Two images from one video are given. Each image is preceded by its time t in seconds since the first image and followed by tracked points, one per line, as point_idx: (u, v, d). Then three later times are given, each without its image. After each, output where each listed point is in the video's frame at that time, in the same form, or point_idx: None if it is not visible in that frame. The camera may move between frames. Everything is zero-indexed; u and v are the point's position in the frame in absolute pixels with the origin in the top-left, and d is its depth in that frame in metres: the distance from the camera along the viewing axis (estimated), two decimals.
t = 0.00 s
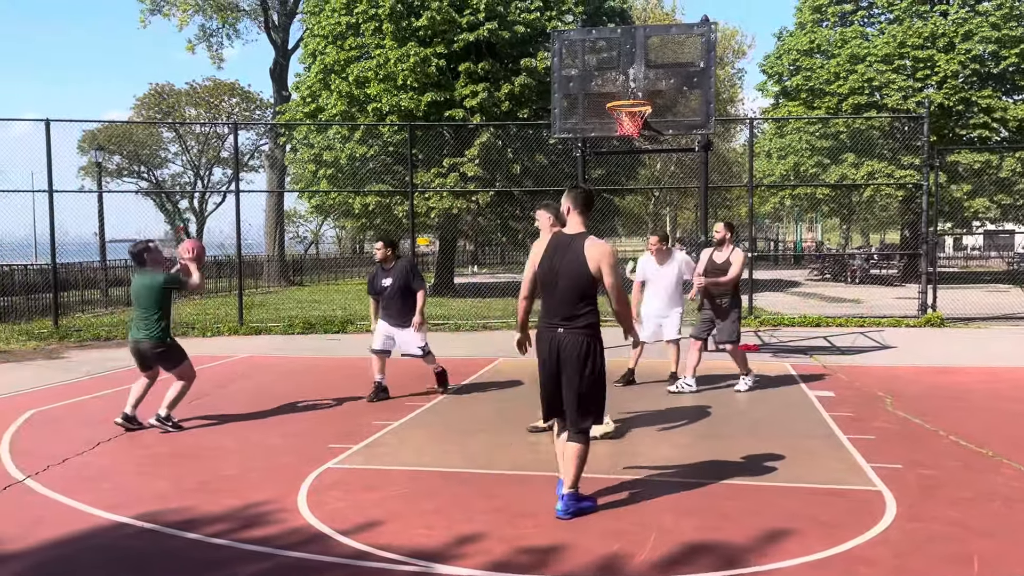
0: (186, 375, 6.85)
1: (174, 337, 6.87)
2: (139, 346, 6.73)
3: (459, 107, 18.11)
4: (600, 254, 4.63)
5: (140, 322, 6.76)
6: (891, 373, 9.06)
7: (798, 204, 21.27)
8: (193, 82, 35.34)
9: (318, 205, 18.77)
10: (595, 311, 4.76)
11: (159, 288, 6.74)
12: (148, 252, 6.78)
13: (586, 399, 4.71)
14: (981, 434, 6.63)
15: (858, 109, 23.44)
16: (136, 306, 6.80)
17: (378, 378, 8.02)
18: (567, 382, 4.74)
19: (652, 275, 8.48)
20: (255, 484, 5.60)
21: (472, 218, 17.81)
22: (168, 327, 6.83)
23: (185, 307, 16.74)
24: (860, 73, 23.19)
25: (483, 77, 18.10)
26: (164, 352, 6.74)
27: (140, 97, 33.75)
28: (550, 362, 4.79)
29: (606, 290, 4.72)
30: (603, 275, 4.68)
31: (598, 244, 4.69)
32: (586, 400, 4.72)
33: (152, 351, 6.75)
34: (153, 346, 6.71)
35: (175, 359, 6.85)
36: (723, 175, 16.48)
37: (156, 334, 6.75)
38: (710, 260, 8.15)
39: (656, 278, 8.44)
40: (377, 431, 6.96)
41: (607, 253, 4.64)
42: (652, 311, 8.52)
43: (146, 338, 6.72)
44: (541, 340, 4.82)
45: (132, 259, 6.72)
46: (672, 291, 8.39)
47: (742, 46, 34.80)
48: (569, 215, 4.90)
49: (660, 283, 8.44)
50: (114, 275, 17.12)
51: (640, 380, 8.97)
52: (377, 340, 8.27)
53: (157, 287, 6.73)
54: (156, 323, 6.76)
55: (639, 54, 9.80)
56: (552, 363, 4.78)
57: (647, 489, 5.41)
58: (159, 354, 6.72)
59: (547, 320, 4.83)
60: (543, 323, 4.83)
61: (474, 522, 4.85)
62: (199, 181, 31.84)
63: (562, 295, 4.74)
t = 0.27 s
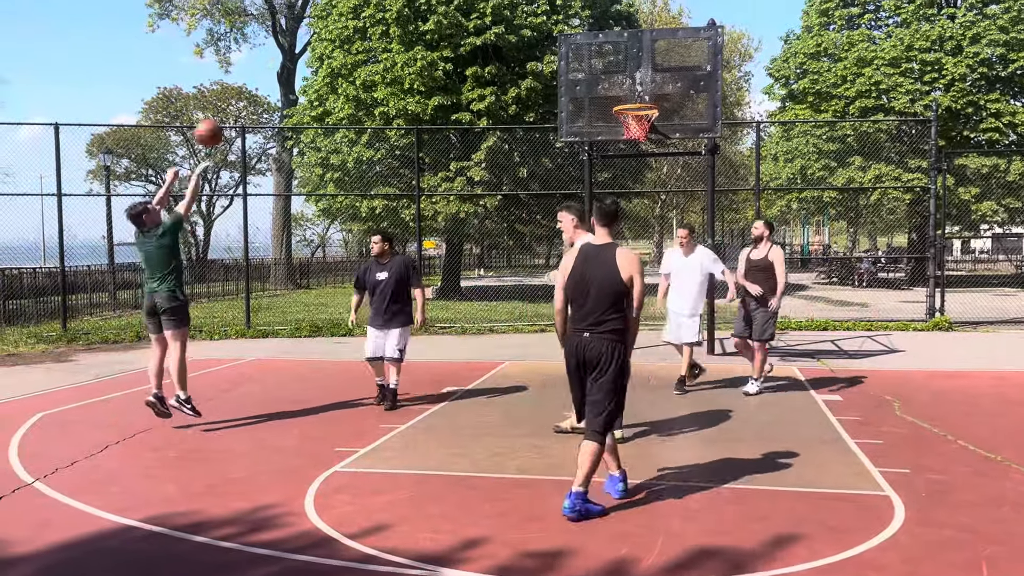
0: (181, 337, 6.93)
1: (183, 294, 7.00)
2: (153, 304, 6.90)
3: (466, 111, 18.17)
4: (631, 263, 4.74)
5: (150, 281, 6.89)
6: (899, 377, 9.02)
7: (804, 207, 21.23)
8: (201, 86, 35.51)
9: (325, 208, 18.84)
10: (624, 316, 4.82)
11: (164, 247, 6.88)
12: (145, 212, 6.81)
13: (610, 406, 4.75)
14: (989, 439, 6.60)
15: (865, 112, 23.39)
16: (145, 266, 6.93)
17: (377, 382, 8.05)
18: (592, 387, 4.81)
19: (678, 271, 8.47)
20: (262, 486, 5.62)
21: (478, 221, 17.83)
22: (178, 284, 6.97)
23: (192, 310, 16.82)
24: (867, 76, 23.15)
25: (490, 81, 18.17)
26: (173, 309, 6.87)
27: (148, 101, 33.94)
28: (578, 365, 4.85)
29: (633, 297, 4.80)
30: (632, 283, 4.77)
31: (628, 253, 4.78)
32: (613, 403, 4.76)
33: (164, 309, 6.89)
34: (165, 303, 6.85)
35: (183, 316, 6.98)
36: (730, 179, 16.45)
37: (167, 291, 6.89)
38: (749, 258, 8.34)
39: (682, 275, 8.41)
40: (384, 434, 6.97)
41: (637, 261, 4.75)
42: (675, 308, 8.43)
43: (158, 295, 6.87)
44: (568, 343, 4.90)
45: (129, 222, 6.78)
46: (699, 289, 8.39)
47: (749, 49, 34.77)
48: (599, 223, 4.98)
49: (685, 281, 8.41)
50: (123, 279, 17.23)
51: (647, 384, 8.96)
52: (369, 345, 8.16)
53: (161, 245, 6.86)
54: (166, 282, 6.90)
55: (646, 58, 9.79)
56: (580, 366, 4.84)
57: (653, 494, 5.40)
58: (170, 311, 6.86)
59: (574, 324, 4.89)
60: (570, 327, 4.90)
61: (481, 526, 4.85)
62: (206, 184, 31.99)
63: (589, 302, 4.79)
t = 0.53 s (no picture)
0: (193, 360, 6.86)
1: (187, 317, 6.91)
2: (156, 331, 6.79)
3: (466, 114, 18.21)
4: (642, 261, 4.88)
5: (153, 305, 6.83)
6: (900, 380, 9.03)
7: (805, 211, 21.24)
8: (202, 89, 35.60)
9: (326, 211, 18.87)
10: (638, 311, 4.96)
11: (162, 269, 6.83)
12: (143, 236, 6.81)
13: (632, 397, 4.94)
14: (990, 442, 6.60)
15: (866, 115, 23.41)
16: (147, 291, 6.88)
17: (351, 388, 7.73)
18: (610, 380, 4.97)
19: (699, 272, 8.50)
20: (263, 489, 5.64)
21: (479, 225, 17.87)
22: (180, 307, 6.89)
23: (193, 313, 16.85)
24: (868, 80, 23.18)
25: (491, 84, 18.21)
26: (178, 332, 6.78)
27: (150, 104, 34.03)
28: (597, 362, 4.95)
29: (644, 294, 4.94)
30: (644, 279, 4.90)
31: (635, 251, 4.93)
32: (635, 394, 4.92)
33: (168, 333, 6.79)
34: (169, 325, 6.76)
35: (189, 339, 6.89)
36: (730, 182, 16.47)
37: (170, 315, 6.80)
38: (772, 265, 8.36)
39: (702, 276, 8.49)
40: (384, 437, 6.99)
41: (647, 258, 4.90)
42: (693, 308, 8.53)
43: (162, 320, 6.78)
44: (584, 340, 5.00)
45: (128, 247, 6.78)
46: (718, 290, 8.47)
47: (750, 52, 34.80)
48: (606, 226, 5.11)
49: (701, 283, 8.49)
50: (124, 282, 17.29)
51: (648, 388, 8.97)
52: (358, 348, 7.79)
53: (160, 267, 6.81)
54: (168, 305, 6.83)
55: (646, 61, 9.81)
56: (600, 362, 4.94)
57: (653, 497, 5.41)
58: (174, 334, 6.75)
59: (589, 321, 5.00)
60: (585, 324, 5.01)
61: (481, 528, 4.86)
62: (207, 187, 32.05)
63: (605, 300, 4.91)
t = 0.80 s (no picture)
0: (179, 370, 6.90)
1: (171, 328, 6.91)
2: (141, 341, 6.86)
3: (465, 118, 18.24)
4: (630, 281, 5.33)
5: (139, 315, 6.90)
6: (896, 383, 9.04)
7: (803, 215, 21.26)
8: (201, 93, 35.66)
9: (325, 215, 18.88)
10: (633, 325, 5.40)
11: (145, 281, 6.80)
12: (134, 244, 6.82)
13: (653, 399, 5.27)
14: (985, 445, 6.61)
15: (864, 120, 23.46)
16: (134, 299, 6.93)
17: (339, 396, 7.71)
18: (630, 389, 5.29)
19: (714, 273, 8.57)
20: (259, 492, 5.64)
21: (477, 229, 17.88)
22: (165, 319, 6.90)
23: (191, 316, 16.85)
24: (866, 84, 23.23)
25: (489, 88, 18.26)
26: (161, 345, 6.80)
27: (149, 108, 34.07)
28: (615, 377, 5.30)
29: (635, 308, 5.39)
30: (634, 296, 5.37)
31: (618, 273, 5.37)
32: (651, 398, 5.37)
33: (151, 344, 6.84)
34: (150, 338, 6.80)
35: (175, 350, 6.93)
36: (728, 185, 16.50)
37: (153, 327, 6.84)
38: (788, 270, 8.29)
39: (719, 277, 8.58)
40: (381, 441, 7.00)
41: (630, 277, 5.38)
42: (713, 311, 8.60)
43: (145, 331, 6.84)
44: (596, 358, 5.29)
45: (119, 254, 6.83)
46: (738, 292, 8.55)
47: (748, 57, 34.87)
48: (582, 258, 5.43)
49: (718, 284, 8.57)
50: (122, 286, 17.30)
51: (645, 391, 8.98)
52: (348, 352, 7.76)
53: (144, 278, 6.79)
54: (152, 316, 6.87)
55: (643, 66, 9.84)
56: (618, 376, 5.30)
57: (648, 500, 5.41)
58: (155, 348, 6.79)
59: (596, 342, 5.29)
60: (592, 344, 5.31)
61: (476, 532, 4.87)
62: (206, 191, 32.08)
63: (610, 319, 5.25)
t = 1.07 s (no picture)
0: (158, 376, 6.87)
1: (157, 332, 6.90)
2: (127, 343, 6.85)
3: (461, 121, 18.27)
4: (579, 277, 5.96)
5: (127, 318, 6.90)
6: (892, 386, 9.06)
7: (799, 217, 21.31)
8: (199, 96, 35.67)
9: (321, 218, 18.90)
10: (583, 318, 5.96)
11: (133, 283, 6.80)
12: (123, 246, 6.84)
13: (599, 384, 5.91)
14: (978, 447, 6.63)
15: (860, 122, 23.52)
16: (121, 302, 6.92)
17: (334, 399, 7.70)
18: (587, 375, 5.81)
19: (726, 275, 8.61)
20: (253, 495, 5.64)
21: (473, 232, 17.90)
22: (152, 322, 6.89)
23: (188, 319, 16.85)
24: (862, 87, 23.29)
25: (486, 91, 18.30)
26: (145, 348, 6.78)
27: (146, 111, 34.08)
28: (579, 362, 5.74)
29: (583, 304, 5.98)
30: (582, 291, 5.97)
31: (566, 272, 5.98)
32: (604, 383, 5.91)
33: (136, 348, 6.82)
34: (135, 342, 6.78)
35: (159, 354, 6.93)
36: (724, 188, 16.54)
37: (140, 330, 6.82)
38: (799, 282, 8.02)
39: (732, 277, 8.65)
40: (377, 444, 7.00)
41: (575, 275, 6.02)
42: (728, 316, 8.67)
43: (130, 334, 6.82)
44: (563, 347, 5.68)
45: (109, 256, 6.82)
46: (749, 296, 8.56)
47: (745, 60, 34.93)
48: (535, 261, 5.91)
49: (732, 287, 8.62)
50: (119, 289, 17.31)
51: (641, 394, 8.99)
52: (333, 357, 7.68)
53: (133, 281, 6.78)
54: (139, 319, 6.86)
55: (638, 69, 9.87)
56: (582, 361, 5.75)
57: (643, 503, 5.42)
58: (140, 351, 6.77)
59: (562, 332, 5.71)
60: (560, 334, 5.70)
61: (470, 534, 4.87)
62: (203, 194, 32.08)
63: (573, 309, 5.77)
